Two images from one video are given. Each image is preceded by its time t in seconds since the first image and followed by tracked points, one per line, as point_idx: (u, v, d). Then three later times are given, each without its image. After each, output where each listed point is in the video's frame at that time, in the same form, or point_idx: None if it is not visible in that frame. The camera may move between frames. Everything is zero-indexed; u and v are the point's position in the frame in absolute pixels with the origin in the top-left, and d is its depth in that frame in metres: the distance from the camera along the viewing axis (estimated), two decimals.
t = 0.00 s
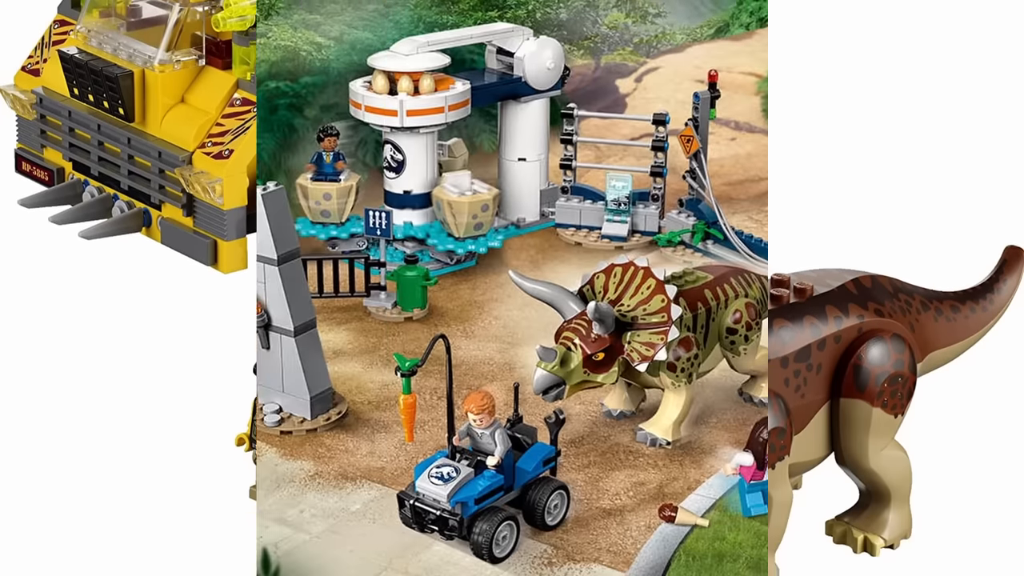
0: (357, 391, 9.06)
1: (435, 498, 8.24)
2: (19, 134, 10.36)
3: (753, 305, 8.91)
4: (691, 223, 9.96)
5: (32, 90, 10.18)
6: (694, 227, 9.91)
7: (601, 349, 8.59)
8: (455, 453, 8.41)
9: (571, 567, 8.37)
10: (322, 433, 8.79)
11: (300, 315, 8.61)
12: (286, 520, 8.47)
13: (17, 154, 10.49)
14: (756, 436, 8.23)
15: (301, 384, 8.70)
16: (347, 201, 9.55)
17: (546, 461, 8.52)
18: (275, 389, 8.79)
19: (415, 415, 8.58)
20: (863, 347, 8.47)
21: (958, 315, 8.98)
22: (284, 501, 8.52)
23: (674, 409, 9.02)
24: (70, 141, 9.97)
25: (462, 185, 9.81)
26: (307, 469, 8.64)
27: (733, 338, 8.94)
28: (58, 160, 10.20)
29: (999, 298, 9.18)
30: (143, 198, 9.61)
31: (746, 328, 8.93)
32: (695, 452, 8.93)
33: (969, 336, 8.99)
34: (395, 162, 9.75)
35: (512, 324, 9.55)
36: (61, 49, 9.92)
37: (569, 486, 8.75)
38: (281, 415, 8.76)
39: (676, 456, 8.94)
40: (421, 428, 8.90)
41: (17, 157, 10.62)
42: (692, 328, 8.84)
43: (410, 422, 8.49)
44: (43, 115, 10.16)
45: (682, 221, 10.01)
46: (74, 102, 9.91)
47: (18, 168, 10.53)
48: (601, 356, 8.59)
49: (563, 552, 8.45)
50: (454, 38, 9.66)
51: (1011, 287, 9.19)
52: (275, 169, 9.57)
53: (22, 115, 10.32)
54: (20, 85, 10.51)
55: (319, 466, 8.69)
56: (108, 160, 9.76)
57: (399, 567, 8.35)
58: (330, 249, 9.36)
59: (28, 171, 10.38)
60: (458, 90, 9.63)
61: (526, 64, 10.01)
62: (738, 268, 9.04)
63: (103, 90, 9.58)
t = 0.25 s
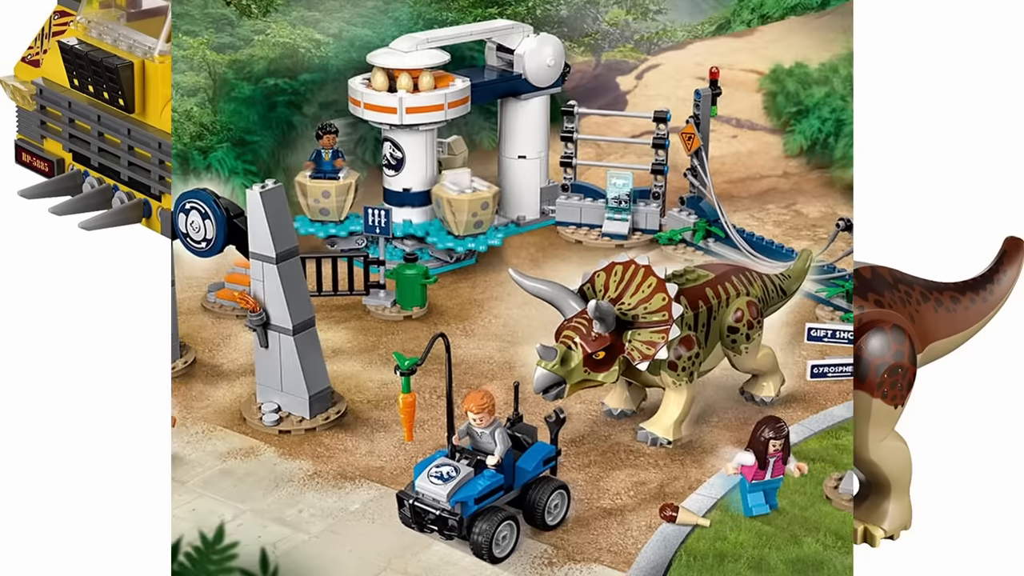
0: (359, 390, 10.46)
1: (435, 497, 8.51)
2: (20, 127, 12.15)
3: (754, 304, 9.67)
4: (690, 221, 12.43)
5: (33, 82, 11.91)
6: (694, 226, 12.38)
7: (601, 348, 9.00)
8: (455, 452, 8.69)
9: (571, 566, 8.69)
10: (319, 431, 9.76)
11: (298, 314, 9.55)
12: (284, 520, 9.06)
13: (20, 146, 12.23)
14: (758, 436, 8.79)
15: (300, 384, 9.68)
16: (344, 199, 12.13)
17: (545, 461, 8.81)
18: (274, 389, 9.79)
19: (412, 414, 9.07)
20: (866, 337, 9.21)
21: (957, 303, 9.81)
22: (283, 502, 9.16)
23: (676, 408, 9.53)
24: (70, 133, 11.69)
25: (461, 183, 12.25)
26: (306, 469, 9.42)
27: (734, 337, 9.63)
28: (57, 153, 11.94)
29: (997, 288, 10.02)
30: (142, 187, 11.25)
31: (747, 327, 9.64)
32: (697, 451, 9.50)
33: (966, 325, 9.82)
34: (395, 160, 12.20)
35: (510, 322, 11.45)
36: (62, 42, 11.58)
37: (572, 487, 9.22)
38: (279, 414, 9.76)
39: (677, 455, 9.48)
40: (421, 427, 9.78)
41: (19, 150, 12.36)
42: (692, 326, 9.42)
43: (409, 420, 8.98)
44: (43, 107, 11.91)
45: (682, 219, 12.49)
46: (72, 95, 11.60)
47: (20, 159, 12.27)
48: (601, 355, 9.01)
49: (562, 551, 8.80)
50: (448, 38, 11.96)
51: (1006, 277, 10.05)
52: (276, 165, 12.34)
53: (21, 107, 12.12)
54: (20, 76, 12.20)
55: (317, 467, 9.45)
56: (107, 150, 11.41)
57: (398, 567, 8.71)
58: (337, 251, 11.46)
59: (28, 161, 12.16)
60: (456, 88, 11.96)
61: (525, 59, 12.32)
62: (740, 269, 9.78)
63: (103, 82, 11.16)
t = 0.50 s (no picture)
0: (358, 389, 10.43)
1: (435, 496, 8.19)
2: (20, 118, 12.15)
3: (756, 303, 9.67)
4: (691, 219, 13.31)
5: (33, 72, 11.83)
6: (696, 224, 13.25)
7: (601, 347, 8.95)
8: (455, 452, 8.38)
9: (572, 566, 8.36)
10: (317, 430, 9.74)
11: (296, 314, 9.54)
12: (283, 520, 8.80)
13: (19, 137, 12.26)
14: (759, 435, 8.45)
15: (298, 383, 9.66)
16: (341, 196, 13.02)
17: (546, 460, 8.54)
18: (273, 388, 9.80)
19: (411, 413, 8.94)
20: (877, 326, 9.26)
21: (959, 295, 10.46)
22: (281, 502, 8.92)
23: (677, 407, 9.50)
24: (70, 124, 11.67)
25: (461, 182, 12.80)
26: (304, 468, 9.29)
27: (736, 335, 9.62)
28: (56, 144, 11.95)
29: (999, 279, 10.65)
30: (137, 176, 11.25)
31: (748, 325, 9.63)
32: (697, 451, 9.51)
33: (970, 316, 10.38)
34: (395, 157, 12.79)
35: (510, 323, 11.61)
36: (60, 32, 11.53)
37: (572, 486, 9.07)
38: (277, 413, 9.75)
39: (677, 455, 9.46)
40: (420, 426, 9.79)
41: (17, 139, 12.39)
42: (694, 325, 9.38)
43: (409, 418, 8.87)
44: (42, 98, 11.89)
45: (684, 216, 13.34)
46: (72, 86, 11.60)
47: (20, 149, 12.31)
48: (601, 354, 8.97)
49: (563, 552, 8.47)
50: (447, 36, 12.76)
51: (1008, 270, 10.71)
52: (272, 163, 14.21)
53: (21, 98, 12.11)
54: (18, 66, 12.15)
55: (316, 467, 9.31)
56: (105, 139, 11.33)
57: (397, 567, 8.36)
58: (331, 255, 11.61)
59: (27, 152, 12.19)
60: (455, 86, 12.59)
61: (526, 55, 13.26)
62: (741, 268, 9.78)
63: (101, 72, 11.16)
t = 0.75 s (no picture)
0: (357, 388, 10.41)
1: (434, 496, 7.90)
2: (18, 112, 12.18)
3: (757, 302, 9.64)
4: (692, 218, 13.35)
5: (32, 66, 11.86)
6: (696, 222, 13.29)
7: (601, 347, 8.86)
8: (455, 452, 8.18)
9: (572, 565, 8.11)
10: (316, 430, 9.73)
11: (295, 313, 9.51)
12: (281, 519, 8.62)
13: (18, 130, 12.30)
14: (761, 435, 8.17)
15: (297, 382, 9.65)
16: (340, 194, 13.00)
17: (546, 460, 8.41)
18: (271, 388, 9.83)
19: (411, 412, 8.91)
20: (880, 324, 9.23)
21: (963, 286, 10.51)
22: (280, 503, 8.80)
23: (678, 406, 9.48)
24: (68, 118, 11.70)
25: (460, 179, 12.85)
26: (303, 467, 9.25)
27: (737, 334, 9.59)
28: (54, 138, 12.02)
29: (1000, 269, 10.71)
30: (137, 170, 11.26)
31: (749, 324, 9.59)
32: (699, 450, 9.51)
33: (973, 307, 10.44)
34: (395, 155, 12.81)
35: (509, 321, 11.63)
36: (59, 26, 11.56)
37: (572, 486, 9.04)
38: (276, 413, 9.74)
39: (678, 454, 9.44)
40: (420, 425, 9.78)
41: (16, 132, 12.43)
42: (695, 323, 9.31)
43: (409, 416, 8.82)
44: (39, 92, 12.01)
45: (685, 215, 13.40)
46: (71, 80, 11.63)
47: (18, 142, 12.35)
48: (601, 353, 8.88)
49: (562, 552, 8.26)
50: (447, 33, 12.73)
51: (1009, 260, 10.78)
52: (271, 161, 15.39)
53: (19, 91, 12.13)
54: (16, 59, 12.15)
55: (315, 466, 9.27)
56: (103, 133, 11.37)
57: (397, 568, 8.04)
58: (330, 251, 11.57)
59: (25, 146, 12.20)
60: (455, 83, 12.54)
61: (526, 52, 13.27)
62: (742, 267, 9.79)
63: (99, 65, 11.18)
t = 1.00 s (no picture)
0: (356, 387, 10.39)
1: (434, 496, 7.87)
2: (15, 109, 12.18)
3: (758, 300, 9.59)
4: (693, 216, 13.33)
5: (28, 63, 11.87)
6: (698, 220, 13.26)
7: (602, 345, 8.83)
8: (455, 452, 8.15)
9: (573, 566, 8.09)
10: (315, 429, 9.70)
11: (293, 311, 9.49)
12: (280, 519, 8.60)
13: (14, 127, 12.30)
14: (762, 435, 8.11)
15: (296, 382, 9.63)
16: (339, 192, 12.99)
17: (546, 460, 8.38)
18: (270, 387, 9.82)
19: (411, 411, 8.86)
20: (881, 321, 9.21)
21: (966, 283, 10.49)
22: (279, 502, 8.77)
23: (678, 406, 9.45)
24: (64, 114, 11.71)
25: (460, 178, 12.83)
26: (302, 467, 9.23)
27: (738, 333, 9.56)
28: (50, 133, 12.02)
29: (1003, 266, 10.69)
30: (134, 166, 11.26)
31: (751, 323, 9.55)
32: (699, 449, 9.49)
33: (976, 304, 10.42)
34: (394, 152, 12.79)
35: (509, 320, 11.60)
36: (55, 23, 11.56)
37: (572, 486, 9.01)
38: (275, 412, 9.71)
39: (679, 454, 9.42)
40: (420, 425, 9.76)
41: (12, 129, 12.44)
42: (696, 322, 9.28)
43: (408, 416, 8.78)
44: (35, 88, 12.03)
45: (686, 213, 13.37)
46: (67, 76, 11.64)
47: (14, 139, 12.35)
48: (602, 352, 8.86)
49: (562, 552, 8.23)
50: (447, 30, 12.70)
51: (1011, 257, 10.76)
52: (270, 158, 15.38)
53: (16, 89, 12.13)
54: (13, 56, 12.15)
55: (314, 465, 9.25)
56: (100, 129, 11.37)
57: (396, 567, 8.01)
58: (330, 249, 11.55)
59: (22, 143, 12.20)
60: (454, 80, 12.52)
61: (526, 49, 13.26)
62: (743, 266, 9.77)
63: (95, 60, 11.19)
